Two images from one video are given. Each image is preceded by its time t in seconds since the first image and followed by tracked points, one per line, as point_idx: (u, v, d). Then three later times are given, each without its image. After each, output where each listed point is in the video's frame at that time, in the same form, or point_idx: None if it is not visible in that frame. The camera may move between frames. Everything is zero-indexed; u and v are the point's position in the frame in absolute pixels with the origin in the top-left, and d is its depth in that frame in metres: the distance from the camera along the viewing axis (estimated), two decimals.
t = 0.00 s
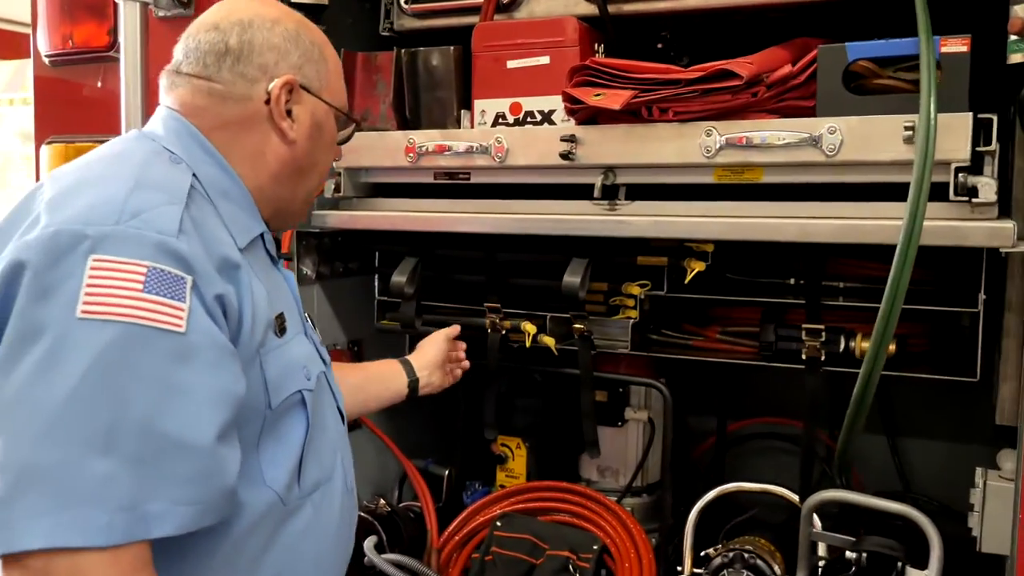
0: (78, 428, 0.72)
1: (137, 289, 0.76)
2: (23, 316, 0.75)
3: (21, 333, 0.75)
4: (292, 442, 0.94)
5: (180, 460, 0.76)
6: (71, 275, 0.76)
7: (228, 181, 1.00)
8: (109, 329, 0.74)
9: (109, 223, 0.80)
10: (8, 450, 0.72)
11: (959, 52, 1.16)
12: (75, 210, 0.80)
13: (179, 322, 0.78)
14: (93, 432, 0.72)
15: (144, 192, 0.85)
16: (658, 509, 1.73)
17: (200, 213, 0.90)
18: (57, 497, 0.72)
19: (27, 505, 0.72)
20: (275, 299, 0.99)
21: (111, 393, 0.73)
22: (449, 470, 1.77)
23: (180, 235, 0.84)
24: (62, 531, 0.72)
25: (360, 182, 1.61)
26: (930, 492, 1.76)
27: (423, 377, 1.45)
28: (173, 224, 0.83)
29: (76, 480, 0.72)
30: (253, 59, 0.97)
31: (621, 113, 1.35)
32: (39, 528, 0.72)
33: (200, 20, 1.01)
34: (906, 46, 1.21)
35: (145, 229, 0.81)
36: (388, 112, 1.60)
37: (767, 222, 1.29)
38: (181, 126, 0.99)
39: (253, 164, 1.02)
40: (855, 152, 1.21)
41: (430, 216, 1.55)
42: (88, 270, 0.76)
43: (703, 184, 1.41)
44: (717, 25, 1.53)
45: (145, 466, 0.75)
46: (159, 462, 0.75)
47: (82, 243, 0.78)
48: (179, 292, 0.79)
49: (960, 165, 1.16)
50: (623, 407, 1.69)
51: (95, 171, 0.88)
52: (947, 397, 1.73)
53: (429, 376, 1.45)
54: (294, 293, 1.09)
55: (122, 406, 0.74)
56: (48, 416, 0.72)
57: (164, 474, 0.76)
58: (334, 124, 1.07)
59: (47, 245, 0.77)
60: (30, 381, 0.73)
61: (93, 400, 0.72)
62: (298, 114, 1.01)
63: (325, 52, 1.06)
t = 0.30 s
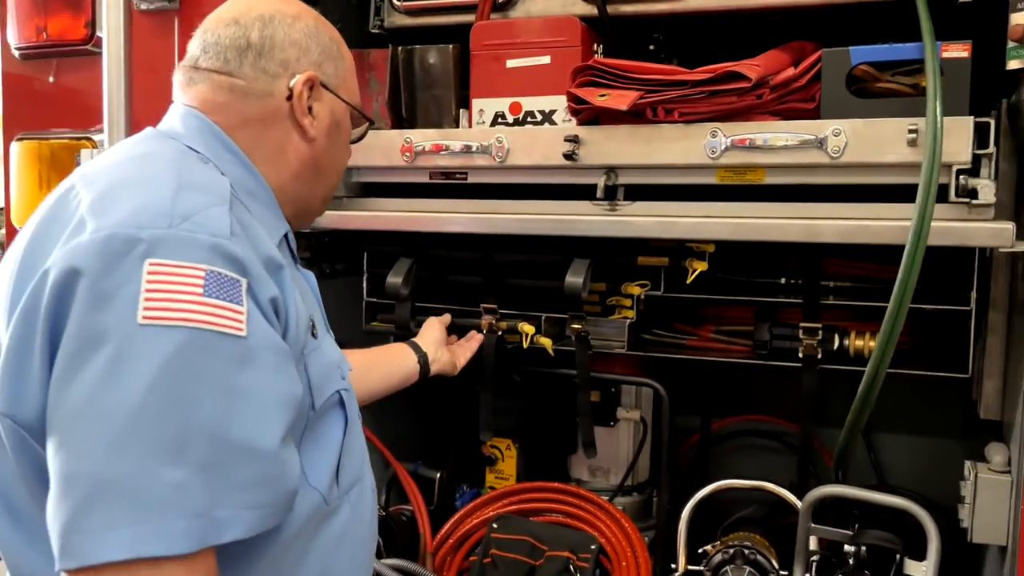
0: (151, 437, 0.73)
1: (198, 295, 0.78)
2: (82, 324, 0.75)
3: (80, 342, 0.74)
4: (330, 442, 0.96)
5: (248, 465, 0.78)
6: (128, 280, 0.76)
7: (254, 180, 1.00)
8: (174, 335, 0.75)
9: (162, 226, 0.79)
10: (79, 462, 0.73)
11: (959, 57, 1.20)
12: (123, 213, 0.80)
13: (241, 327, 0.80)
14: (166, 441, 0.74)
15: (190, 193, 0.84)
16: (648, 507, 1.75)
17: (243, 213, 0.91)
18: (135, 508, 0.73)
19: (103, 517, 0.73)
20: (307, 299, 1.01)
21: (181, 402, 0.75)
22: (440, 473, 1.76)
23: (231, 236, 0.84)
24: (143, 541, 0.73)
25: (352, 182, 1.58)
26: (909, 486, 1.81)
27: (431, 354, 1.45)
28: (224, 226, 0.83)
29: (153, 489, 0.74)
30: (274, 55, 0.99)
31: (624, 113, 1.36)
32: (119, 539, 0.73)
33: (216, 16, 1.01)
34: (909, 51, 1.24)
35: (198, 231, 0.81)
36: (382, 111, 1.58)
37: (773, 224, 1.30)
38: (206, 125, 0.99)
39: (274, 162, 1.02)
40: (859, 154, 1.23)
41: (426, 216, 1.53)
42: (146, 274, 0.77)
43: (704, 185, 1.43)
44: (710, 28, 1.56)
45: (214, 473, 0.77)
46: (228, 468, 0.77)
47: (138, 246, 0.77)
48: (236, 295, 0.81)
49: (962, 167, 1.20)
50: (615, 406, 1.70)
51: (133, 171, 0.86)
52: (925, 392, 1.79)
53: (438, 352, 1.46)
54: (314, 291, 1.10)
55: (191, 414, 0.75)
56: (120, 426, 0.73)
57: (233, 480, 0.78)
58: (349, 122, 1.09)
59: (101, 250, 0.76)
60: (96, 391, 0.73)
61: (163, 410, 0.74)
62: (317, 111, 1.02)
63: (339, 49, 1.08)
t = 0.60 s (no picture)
0: (201, 436, 0.75)
1: (241, 294, 0.79)
2: (127, 326, 0.76)
3: (127, 344, 0.76)
4: (351, 438, 1.00)
5: (292, 463, 0.81)
6: (170, 282, 0.77)
7: (262, 187, 0.98)
8: (220, 334, 0.77)
9: (199, 228, 0.81)
10: (130, 462, 0.74)
11: (931, 70, 1.27)
12: (159, 216, 0.81)
13: (279, 326, 0.81)
14: (216, 439, 0.76)
15: (221, 195, 0.86)
16: (622, 502, 1.79)
17: (266, 217, 0.93)
18: (189, 506, 0.75)
19: (157, 516, 0.74)
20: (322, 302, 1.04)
21: (229, 400, 0.77)
22: (421, 473, 1.77)
23: (263, 238, 0.86)
24: (198, 539, 0.75)
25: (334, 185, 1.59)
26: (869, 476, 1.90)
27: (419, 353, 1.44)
28: (257, 229, 0.85)
29: (206, 488, 0.75)
30: (277, 62, 0.97)
31: (608, 119, 1.40)
32: (175, 538, 0.75)
33: (214, 21, 0.99)
34: (883, 62, 1.30)
35: (234, 233, 0.83)
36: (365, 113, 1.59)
37: (756, 227, 1.35)
38: (217, 133, 0.96)
39: (278, 168, 1.00)
40: (838, 161, 1.29)
41: (410, 218, 1.55)
42: (187, 276, 0.78)
43: (685, 189, 1.47)
44: (686, 36, 1.61)
45: (261, 470, 0.79)
46: (275, 466, 0.80)
47: (177, 248, 0.79)
48: (273, 295, 0.82)
49: (933, 174, 1.26)
50: (593, 405, 1.73)
51: (160, 175, 0.88)
52: (883, 386, 1.87)
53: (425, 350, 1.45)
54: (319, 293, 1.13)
55: (239, 413, 0.77)
56: (172, 426, 0.74)
57: (279, 478, 0.80)
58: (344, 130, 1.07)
59: (144, 252, 0.77)
60: (146, 391, 0.74)
61: (214, 409, 0.76)
62: (318, 119, 1.00)
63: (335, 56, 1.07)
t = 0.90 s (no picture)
0: (212, 428, 0.76)
1: (242, 290, 0.80)
2: (134, 324, 0.77)
3: (134, 341, 0.76)
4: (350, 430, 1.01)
5: (299, 452, 0.82)
6: (175, 279, 0.78)
7: (257, 188, 0.98)
8: (226, 329, 0.78)
9: (201, 226, 0.82)
10: (142, 457, 0.75)
11: (894, 77, 1.35)
12: (159, 215, 0.82)
13: (281, 320, 0.83)
14: (227, 431, 0.77)
15: (218, 193, 0.87)
16: (598, 492, 1.86)
17: (263, 215, 0.94)
18: (203, 496, 0.76)
19: (170, 510, 0.75)
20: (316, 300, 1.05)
21: (238, 393, 0.78)
22: (402, 467, 1.81)
23: (263, 235, 0.87)
24: (213, 527, 0.76)
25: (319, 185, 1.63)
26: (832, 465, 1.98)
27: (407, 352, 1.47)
28: (257, 226, 0.86)
29: (219, 478, 0.76)
30: (271, 66, 0.96)
31: (590, 122, 1.46)
32: (190, 528, 0.75)
33: (207, 25, 0.99)
34: (850, 69, 1.38)
35: (234, 231, 0.84)
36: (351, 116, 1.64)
37: (731, 225, 1.41)
38: (208, 134, 0.95)
39: (271, 171, 0.99)
40: (807, 163, 1.36)
41: (395, 218, 1.58)
42: (191, 273, 0.79)
43: (661, 190, 1.53)
44: (660, 42, 1.67)
45: (270, 460, 0.80)
46: (283, 456, 0.81)
47: (180, 246, 0.80)
48: (274, 290, 0.84)
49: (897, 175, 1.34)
50: (570, 398, 1.80)
51: (157, 174, 0.88)
52: (845, 378, 1.96)
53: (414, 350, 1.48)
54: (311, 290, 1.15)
55: (247, 405, 0.79)
56: (183, 419, 0.75)
57: (287, 467, 0.82)
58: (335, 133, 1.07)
59: (147, 251, 0.78)
60: (156, 386, 0.75)
61: (222, 401, 0.77)
62: (310, 122, 1.01)
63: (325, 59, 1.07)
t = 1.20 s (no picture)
0: (182, 427, 0.79)
1: (219, 296, 0.83)
2: (115, 327, 0.80)
3: (115, 342, 0.80)
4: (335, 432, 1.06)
5: (269, 453, 0.85)
6: (157, 284, 0.81)
7: (264, 186, 1.02)
8: (200, 334, 0.81)
9: (186, 233, 0.85)
10: (118, 452, 0.79)
11: (859, 83, 1.44)
12: (148, 220, 0.85)
13: (259, 326, 0.85)
14: (198, 432, 0.80)
15: (210, 199, 0.89)
16: (579, 479, 1.93)
17: (259, 218, 0.96)
18: (169, 493, 0.79)
19: (140, 504, 0.79)
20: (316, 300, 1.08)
21: (211, 395, 0.81)
22: (391, 457, 1.87)
23: (248, 242, 0.89)
24: (176, 524, 0.79)
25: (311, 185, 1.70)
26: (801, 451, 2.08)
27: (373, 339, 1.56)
28: (242, 233, 0.89)
29: (187, 476, 0.79)
30: (283, 72, 1.00)
31: (573, 125, 1.53)
32: (155, 522, 0.79)
33: (225, 31, 1.03)
34: (817, 75, 1.47)
35: (219, 237, 0.86)
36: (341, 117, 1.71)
37: (707, 222, 1.49)
38: (218, 134, 1.00)
39: (280, 171, 1.04)
40: (778, 163, 1.45)
41: (386, 216, 1.65)
42: (172, 280, 0.82)
43: (640, 189, 1.61)
44: (637, 48, 1.75)
45: (242, 460, 0.83)
46: (255, 456, 0.84)
47: (163, 253, 0.83)
48: (254, 297, 0.86)
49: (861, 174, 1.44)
50: (554, 388, 1.87)
51: (156, 176, 0.92)
52: (813, 368, 2.06)
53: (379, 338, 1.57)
54: (321, 286, 1.18)
55: (219, 407, 0.81)
56: (156, 418, 0.79)
57: (257, 466, 0.84)
58: (352, 135, 1.09)
59: (132, 258, 0.82)
60: (132, 387, 0.79)
61: (195, 403, 0.80)
62: (322, 127, 1.03)
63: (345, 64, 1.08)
